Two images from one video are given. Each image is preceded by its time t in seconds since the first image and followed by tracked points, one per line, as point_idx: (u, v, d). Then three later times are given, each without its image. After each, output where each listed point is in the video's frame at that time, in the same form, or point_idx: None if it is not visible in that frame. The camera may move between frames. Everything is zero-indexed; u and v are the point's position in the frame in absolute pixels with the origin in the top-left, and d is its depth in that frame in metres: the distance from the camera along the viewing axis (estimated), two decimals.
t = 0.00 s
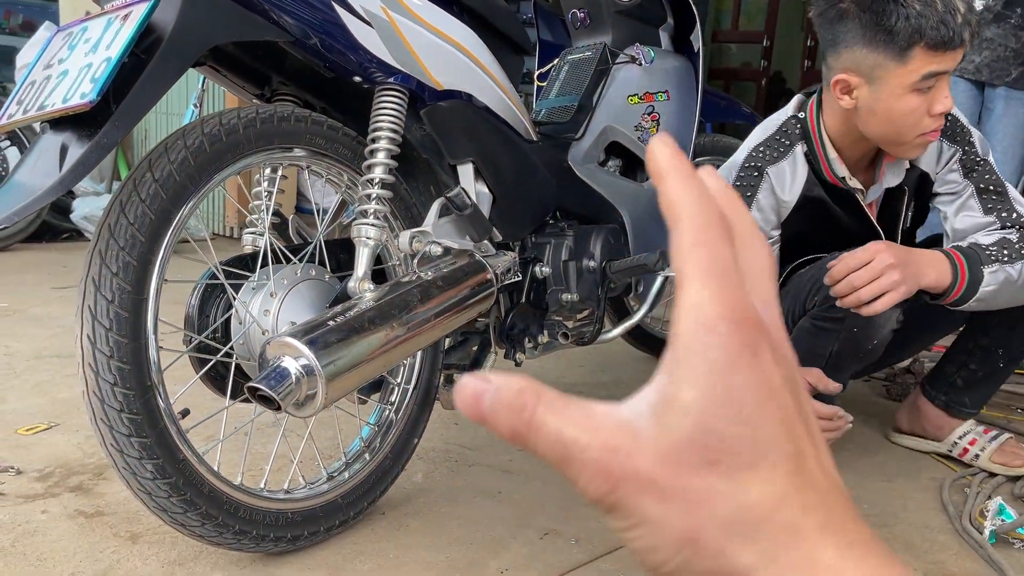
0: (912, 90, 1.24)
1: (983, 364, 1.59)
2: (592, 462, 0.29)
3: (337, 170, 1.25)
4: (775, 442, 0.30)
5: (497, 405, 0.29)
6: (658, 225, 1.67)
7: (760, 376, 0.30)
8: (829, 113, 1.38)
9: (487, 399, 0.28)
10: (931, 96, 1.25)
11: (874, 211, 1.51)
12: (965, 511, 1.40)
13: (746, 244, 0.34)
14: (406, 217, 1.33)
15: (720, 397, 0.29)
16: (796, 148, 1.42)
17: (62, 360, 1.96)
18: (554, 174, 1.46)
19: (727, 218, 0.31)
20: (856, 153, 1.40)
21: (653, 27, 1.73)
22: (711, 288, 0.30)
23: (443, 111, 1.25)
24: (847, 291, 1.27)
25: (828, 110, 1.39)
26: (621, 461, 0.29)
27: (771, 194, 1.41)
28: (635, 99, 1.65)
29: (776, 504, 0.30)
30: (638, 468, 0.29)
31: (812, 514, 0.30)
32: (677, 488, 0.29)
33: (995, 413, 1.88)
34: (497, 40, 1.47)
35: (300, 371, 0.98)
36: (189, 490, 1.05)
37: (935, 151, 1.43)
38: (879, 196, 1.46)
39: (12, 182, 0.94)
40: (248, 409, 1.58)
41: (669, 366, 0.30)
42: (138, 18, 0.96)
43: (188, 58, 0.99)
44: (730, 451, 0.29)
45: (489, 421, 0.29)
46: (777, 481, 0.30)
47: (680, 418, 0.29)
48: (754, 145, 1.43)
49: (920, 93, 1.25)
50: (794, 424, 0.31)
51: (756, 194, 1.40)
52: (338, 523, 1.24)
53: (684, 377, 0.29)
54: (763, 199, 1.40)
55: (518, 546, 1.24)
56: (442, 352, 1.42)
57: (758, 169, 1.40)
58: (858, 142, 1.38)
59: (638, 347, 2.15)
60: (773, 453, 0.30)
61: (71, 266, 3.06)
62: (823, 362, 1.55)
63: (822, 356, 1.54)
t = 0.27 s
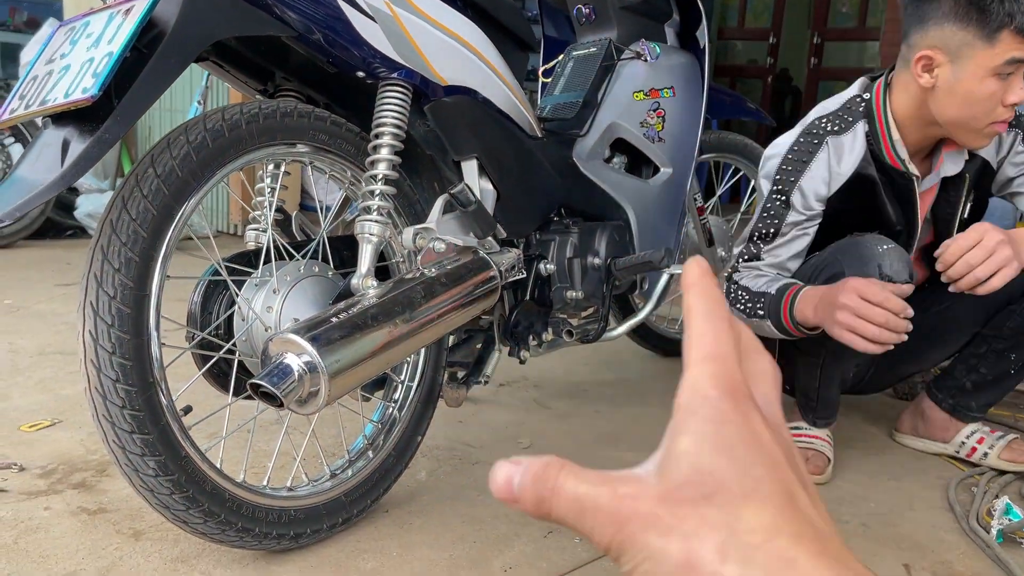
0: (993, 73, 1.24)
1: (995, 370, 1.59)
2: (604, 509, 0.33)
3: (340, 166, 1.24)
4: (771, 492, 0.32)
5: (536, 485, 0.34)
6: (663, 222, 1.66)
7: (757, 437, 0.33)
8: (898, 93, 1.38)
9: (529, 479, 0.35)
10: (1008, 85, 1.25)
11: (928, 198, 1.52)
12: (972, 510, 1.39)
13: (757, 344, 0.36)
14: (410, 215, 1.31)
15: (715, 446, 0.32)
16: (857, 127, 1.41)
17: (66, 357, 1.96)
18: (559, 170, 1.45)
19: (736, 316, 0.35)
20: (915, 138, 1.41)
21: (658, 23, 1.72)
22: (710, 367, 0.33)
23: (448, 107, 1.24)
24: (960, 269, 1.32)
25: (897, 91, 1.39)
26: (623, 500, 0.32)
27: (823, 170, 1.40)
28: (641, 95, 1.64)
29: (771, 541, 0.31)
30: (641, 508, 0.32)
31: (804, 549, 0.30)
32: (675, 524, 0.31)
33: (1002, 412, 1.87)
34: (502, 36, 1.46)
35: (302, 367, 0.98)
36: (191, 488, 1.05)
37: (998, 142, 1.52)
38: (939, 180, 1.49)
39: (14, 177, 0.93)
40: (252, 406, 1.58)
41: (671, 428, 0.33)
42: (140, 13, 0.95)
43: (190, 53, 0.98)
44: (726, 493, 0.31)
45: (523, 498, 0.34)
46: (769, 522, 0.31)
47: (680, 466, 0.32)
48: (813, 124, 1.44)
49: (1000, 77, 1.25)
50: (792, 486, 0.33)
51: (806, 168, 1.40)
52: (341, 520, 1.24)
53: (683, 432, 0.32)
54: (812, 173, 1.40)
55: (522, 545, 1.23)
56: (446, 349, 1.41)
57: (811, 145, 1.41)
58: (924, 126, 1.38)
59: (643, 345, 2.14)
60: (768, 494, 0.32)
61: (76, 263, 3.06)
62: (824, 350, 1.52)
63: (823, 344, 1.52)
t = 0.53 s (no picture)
0: (994, 49, 1.29)
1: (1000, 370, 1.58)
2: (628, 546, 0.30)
3: (340, 164, 1.24)
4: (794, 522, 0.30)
5: (563, 538, 0.32)
6: (664, 220, 1.66)
7: (775, 466, 0.32)
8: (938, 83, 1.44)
9: (560, 533, 0.32)
10: (1013, 62, 1.28)
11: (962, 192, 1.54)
12: (974, 509, 1.38)
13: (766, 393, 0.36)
14: (411, 213, 1.31)
15: (730, 472, 0.31)
16: (905, 95, 1.44)
17: (68, 355, 1.96)
18: (560, 168, 1.45)
19: (743, 364, 0.35)
20: (955, 126, 1.43)
21: (661, 21, 1.72)
22: (722, 401, 0.33)
23: (449, 104, 1.24)
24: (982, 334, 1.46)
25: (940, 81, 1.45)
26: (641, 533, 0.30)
27: (862, 122, 1.43)
28: (642, 94, 1.63)
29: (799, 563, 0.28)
30: (660, 541, 0.30)
31: (831, 570, 0.28)
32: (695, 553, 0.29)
33: (1005, 411, 1.86)
34: (503, 34, 1.46)
35: (302, 365, 0.98)
36: (191, 485, 1.05)
37: None
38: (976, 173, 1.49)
39: (14, 174, 0.93)
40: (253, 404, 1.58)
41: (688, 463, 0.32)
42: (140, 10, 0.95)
43: (190, 50, 0.98)
44: (746, 520, 0.29)
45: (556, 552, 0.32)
46: (792, 543, 0.29)
47: (697, 497, 0.30)
48: (873, 81, 1.47)
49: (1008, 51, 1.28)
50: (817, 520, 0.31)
51: (848, 113, 1.44)
52: (342, 518, 1.24)
53: (699, 463, 0.31)
54: (852, 120, 1.43)
55: (522, 542, 1.23)
56: (447, 347, 1.41)
57: (861, 96, 1.44)
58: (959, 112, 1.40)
59: (645, 343, 2.14)
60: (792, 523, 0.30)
61: (79, 262, 3.07)
62: (801, 337, 1.51)
63: (799, 330, 1.51)
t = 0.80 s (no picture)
0: (1002, 45, 1.30)
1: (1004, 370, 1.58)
2: (626, 470, 0.27)
3: (340, 162, 1.24)
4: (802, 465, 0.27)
5: (569, 439, 0.29)
6: (666, 219, 1.66)
7: (792, 402, 0.28)
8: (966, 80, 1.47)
9: (567, 434, 0.29)
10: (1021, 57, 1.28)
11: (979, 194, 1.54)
12: (976, 509, 1.38)
13: (782, 301, 0.31)
14: (411, 211, 1.31)
15: (746, 408, 0.27)
16: (935, 93, 1.50)
17: (68, 354, 1.96)
18: (561, 167, 1.45)
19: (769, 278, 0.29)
20: (975, 124, 1.45)
21: (662, 20, 1.71)
22: (745, 319, 0.28)
23: (449, 102, 1.23)
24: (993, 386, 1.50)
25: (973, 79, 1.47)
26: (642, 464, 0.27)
27: (893, 116, 1.49)
28: (643, 92, 1.63)
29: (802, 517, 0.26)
30: (661, 474, 0.27)
31: (839, 532, 0.26)
32: (697, 492, 0.26)
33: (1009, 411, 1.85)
34: (504, 33, 1.46)
35: (301, 364, 0.97)
36: (190, 484, 1.04)
37: None
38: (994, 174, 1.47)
39: (12, 172, 0.93)
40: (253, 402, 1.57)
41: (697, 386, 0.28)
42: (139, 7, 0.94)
43: (188, 48, 0.98)
44: (753, 461, 0.26)
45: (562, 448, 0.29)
46: (796, 495, 0.26)
47: (706, 428, 0.27)
48: (911, 74, 1.53)
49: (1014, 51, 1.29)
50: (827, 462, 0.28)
51: (884, 106, 1.48)
52: (341, 517, 1.23)
53: (711, 389, 0.27)
54: (886, 114, 1.48)
55: (521, 541, 1.23)
56: (447, 347, 1.41)
57: (897, 91, 1.49)
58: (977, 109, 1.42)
59: (646, 343, 2.13)
60: (802, 468, 0.27)
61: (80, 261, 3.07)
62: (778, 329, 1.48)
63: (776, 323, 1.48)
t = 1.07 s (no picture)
0: (1014, 99, 1.29)
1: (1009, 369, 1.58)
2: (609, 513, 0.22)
3: (344, 161, 1.23)
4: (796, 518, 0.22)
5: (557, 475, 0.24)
6: (670, 218, 1.66)
7: (784, 437, 0.23)
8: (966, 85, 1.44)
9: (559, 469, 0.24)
10: None
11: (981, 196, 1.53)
12: (980, 508, 1.38)
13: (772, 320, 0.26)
14: (415, 210, 1.31)
15: (735, 445, 0.21)
16: (934, 94, 1.50)
17: (72, 352, 1.96)
18: (565, 165, 1.45)
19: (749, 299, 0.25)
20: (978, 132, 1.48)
21: (666, 18, 1.71)
22: (732, 347, 0.23)
23: (454, 102, 1.23)
24: None
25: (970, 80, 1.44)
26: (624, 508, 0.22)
27: (901, 115, 1.50)
28: (647, 91, 1.63)
29: None
30: (645, 523, 0.21)
31: None
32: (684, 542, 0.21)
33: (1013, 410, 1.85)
34: (507, 31, 1.46)
35: (306, 362, 0.97)
36: (194, 482, 1.04)
37: None
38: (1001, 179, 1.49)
39: (17, 171, 0.93)
40: (257, 401, 1.58)
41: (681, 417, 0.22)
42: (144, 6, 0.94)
43: (193, 46, 0.98)
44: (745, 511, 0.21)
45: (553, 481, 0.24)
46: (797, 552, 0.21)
47: (692, 471, 0.21)
48: (913, 76, 1.54)
49: None
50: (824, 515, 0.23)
51: (891, 107, 1.49)
52: (345, 516, 1.23)
53: (696, 422, 0.22)
54: (894, 113, 1.49)
55: (526, 540, 1.23)
56: (451, 345, 1.41)
57: (900, 92, 1.51)
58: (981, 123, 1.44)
59: (650, 342, 2.13)
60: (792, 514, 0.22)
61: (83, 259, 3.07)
62: (811, 322, 1.51)
63: (809, 315, 1.51)
